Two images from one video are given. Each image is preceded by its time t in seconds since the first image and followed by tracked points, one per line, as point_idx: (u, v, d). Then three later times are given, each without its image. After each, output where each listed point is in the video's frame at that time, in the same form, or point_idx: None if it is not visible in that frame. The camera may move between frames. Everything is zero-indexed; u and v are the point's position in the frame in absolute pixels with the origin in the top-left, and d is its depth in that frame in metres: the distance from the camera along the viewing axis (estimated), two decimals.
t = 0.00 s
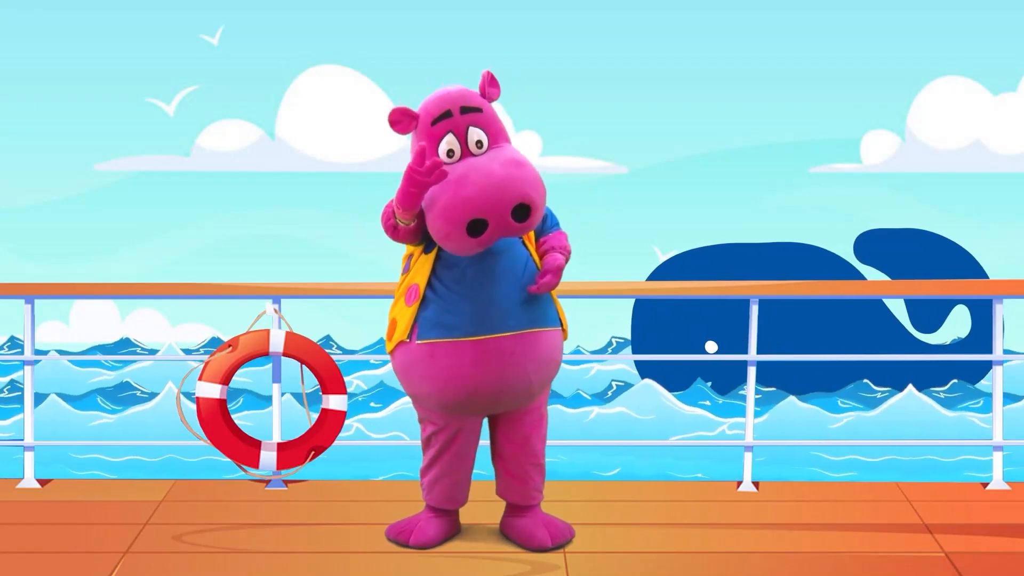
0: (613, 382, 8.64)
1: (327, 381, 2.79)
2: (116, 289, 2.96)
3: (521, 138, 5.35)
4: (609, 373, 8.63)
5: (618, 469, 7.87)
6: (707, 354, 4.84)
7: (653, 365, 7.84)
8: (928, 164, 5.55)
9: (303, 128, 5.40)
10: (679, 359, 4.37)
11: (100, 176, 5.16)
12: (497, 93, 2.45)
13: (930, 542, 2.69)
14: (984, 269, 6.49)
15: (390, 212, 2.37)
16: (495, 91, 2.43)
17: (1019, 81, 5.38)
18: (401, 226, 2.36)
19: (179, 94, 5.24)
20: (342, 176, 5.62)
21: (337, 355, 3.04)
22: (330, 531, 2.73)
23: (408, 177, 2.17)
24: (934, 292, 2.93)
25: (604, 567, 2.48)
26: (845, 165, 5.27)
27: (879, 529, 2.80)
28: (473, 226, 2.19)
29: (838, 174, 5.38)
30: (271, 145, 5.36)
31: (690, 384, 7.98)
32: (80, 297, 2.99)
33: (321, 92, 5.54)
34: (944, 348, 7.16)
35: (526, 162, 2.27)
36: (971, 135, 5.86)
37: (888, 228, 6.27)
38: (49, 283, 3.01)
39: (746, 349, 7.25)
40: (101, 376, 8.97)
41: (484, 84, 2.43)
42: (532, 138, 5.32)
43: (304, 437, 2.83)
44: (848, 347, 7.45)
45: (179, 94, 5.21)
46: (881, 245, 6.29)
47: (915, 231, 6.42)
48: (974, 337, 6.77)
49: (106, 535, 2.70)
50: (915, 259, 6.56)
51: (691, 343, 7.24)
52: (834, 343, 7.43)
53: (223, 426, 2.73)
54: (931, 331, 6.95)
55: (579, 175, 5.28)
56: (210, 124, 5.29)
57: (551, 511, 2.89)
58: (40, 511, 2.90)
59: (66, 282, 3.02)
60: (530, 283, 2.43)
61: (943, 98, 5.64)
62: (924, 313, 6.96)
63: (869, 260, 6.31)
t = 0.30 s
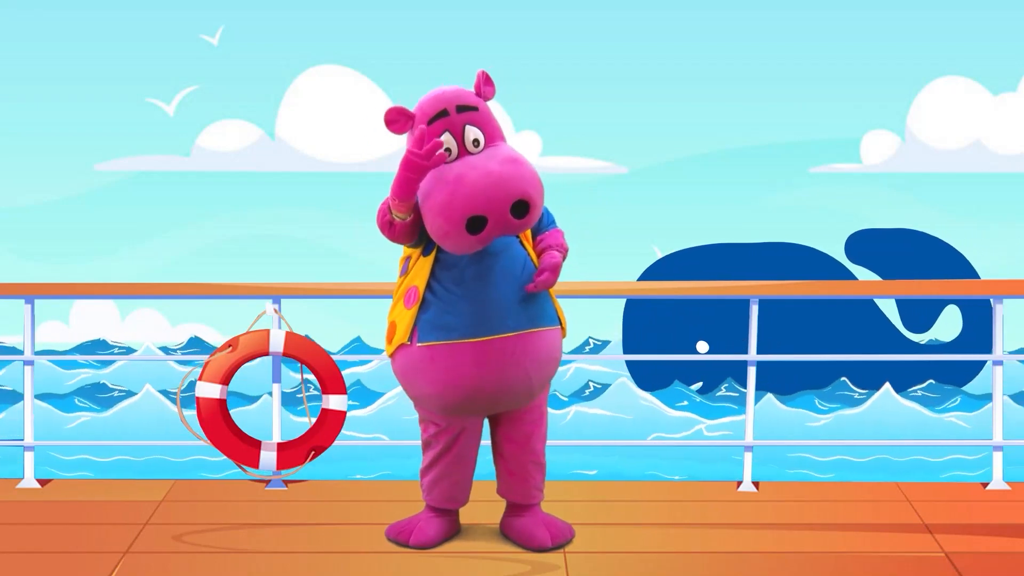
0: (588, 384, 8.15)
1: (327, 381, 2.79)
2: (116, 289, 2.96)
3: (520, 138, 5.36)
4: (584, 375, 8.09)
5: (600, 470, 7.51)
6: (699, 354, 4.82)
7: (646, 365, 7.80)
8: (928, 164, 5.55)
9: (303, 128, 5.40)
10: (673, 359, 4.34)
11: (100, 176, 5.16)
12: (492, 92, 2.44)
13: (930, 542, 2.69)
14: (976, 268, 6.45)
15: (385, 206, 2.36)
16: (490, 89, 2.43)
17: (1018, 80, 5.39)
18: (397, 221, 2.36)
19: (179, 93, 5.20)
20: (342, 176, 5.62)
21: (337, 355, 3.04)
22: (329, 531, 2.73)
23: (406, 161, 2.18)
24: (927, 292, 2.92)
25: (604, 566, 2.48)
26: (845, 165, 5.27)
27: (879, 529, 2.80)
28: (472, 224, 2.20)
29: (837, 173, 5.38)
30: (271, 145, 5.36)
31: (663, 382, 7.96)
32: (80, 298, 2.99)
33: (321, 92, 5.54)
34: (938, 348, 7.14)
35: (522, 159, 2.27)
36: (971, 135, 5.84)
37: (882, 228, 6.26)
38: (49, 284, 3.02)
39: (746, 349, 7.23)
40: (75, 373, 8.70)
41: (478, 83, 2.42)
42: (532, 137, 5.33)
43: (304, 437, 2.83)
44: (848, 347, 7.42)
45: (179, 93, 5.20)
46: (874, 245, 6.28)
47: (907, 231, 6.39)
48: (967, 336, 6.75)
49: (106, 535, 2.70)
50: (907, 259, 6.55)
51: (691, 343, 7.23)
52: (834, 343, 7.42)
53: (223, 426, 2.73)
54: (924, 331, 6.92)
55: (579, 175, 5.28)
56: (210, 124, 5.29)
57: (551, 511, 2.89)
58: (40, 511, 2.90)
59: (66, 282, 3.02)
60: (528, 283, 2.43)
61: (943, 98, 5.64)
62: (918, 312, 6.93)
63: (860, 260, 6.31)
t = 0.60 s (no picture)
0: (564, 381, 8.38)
1: (327, 381, 2.79)
2: (116, 289, 2.96)
3: (520, 138, 5.35)
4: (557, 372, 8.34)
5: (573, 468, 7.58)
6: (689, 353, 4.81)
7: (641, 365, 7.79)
8: (928, 164, 5.56)
9: (303, 128, 5.40)
10: (668, 359, 4.33)
11: (100, 176, 5.16)
12: (495, 92, 2.44)
13: (930, 542, 2.69)
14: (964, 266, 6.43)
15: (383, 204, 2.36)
16: (493, 89, 2.43)
17: (1018, 81, 5.39)
18: (396, 219, 2.35)
19: (179, 93, 5.18)
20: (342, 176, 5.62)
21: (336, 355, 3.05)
22: (329, 531, 2.73)
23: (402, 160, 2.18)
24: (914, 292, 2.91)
25: (604, 566, 2.48)
26: (845, 165, 5.27)
27: (879, 529, 2.80)
28: (473, 222, 2.19)
29: (837, 173, 5.38)
30: (271, 145, 5.35)
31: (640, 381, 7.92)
32: (80, 298, 3.00)
33: (321, 92, 5.54)
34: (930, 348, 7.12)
35: (524, 159, 2.27)
36: (971, 135, 5.84)
37: (876, 228, 6.28)
38: (49, 284, 3.02)
39: (746, 349, 7.23)
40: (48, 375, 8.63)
41: (481, 83, 2.43)
42: (532, 137, 5.32)
43: (303, 437, 2.83)
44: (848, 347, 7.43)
45: (179, 94, 5.18)
46: (868, 245, 6.29)
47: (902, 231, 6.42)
48: (960, 337, 6.73)
49: (106, 535, 2.70)
50: (902, 259, 6.58)
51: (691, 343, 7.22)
52: (835, 344, 7.41)
53: (223, 426, 2.73)
54: (913, 330, 6.92)
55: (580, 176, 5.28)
56: (210, 124, 5.29)
57: (551, 511, 2.89)
58: (39, 511, 2.90)
59: (66, 282, 3.02)
60: (527, 284, 2.43)
61: (943, 98, 5.64)
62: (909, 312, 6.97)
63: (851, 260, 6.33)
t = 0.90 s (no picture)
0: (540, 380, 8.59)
1: (327, 381, 2.79)
2: (117, 289, 2.96)
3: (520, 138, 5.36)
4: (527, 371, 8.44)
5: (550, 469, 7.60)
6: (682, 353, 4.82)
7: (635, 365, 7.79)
8: (928, 164, 5.56)
9: (303, 128, 5.41)
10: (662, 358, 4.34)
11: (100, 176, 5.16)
12: (501, 93, 2.45)
13: (930, 542, 2.69)
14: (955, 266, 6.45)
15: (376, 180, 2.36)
16: (499, 90, 2.44)
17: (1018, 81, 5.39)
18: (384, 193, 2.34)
19: (178, 93, 5.17)
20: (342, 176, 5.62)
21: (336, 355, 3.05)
22: (329, 531, 2.73)
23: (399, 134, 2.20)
24: (905, 291, 2.92)
25: (604, 566, 2.48)
26: (845, 165, 5.27)
27: (879, 529, 2.80)
28: (473, 225, 2.19)
29: (837, 173, 5.38)
30: (272, 145, 5.35)
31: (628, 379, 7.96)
32: (80, 298, 2.99)
33: (321, 92, 5.53)
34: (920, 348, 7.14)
35: (528, 164, 2.27)
36: (971, 135, 5.84)
37: (869, 229, 6.31)
38: (49, 284, 3.01)
39: (745, 349, 7.25)
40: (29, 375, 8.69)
41: (488, 83, 2.43)
42: (532, 137, 5.32)
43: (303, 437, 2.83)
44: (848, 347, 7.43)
45: (179, 94, 5.12)
46: (865, 245, 6.32)
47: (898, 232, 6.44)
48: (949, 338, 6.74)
49: (106, 535, 2.70)
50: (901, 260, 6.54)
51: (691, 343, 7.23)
52: (835, 344, 7.41)
53: (223, 426, 2.73)
54: (904, 331, 6.92)
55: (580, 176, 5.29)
56: (210, 124, 5.29)
57: (551, 511, 2.89)
58: (39, 511, 2.90)
59: (66, 283, 3.02)
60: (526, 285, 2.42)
61: (943, 98, 5.64)
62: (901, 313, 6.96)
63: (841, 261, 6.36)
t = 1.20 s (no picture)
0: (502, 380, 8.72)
1: (327, 381, 2.79)
2: (117, 289, 2.96)
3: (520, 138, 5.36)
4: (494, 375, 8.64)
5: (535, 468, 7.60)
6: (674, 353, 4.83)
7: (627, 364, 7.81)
8: (928, 164, 5.56)
9: (303, 128, 5.41)
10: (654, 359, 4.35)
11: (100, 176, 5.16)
12: (529, 93, 2.45)
13: (930, 542, 2.69)
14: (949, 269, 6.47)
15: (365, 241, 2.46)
16: (527, 90, 2.43)
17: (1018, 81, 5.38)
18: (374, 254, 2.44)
19: (179, 93, 5.17)
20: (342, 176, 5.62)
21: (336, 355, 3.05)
22: (329, 531, 2.73)
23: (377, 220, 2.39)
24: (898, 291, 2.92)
25: (604, 567, 2.48)
26: (845, 165, 5.27)
27: (878, 529, 2.80)
28: (474, 203, 2.18)
29: (837, 173, 5.39)
30: (272, 145, 5.36)
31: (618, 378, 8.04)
32: (80, 298, 2.99)
33: (321, 92, 5.53)
34: (910, 348, 7.15)
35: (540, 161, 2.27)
36: (971, 135, 5.84)
37: (870, 229, 6.38)
38: (49, 284, 3.01)
39: (746, 348, 7.24)
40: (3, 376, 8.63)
41: (517, 81, 2.43)
42: (532, 137, 5.33)
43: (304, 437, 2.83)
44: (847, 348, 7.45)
45: (179, 94, 5.15)
46: (859, 245, 6.38)
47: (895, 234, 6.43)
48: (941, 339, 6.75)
49: (107, 534, 2.70)
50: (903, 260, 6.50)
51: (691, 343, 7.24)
52: (835, 344, 7.40)
53: (223, 426, 2.73)
54: (896, 330, 6.92)
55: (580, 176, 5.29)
56: (210, 124, 5.29)
57: (551, 512, 2.89)
58: (39, 511, 2.90)
59: (66, 282, 3.02)
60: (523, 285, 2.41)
61: (943, 98, 5.63)
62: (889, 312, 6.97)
63: (834, 261, 6.44)
